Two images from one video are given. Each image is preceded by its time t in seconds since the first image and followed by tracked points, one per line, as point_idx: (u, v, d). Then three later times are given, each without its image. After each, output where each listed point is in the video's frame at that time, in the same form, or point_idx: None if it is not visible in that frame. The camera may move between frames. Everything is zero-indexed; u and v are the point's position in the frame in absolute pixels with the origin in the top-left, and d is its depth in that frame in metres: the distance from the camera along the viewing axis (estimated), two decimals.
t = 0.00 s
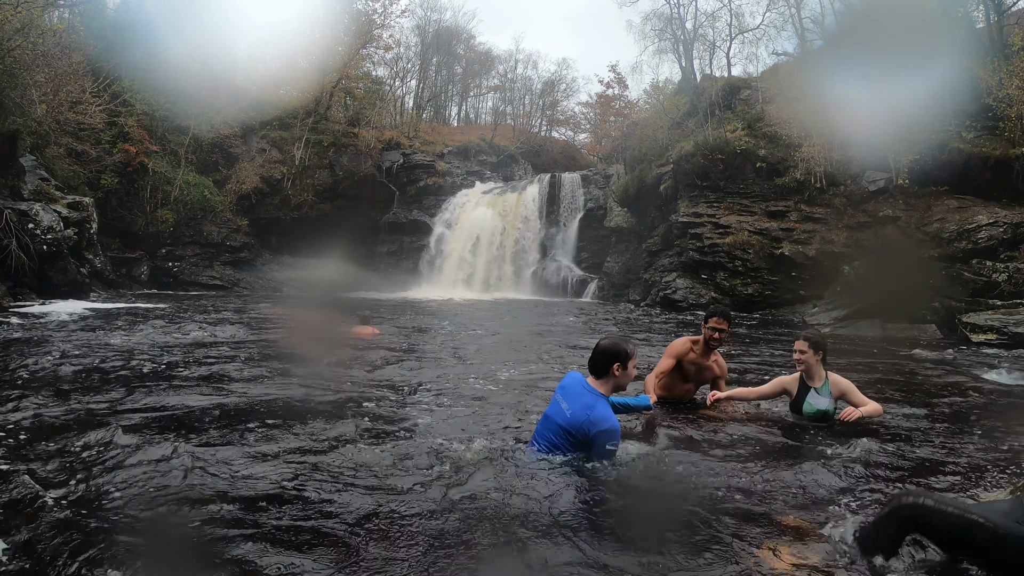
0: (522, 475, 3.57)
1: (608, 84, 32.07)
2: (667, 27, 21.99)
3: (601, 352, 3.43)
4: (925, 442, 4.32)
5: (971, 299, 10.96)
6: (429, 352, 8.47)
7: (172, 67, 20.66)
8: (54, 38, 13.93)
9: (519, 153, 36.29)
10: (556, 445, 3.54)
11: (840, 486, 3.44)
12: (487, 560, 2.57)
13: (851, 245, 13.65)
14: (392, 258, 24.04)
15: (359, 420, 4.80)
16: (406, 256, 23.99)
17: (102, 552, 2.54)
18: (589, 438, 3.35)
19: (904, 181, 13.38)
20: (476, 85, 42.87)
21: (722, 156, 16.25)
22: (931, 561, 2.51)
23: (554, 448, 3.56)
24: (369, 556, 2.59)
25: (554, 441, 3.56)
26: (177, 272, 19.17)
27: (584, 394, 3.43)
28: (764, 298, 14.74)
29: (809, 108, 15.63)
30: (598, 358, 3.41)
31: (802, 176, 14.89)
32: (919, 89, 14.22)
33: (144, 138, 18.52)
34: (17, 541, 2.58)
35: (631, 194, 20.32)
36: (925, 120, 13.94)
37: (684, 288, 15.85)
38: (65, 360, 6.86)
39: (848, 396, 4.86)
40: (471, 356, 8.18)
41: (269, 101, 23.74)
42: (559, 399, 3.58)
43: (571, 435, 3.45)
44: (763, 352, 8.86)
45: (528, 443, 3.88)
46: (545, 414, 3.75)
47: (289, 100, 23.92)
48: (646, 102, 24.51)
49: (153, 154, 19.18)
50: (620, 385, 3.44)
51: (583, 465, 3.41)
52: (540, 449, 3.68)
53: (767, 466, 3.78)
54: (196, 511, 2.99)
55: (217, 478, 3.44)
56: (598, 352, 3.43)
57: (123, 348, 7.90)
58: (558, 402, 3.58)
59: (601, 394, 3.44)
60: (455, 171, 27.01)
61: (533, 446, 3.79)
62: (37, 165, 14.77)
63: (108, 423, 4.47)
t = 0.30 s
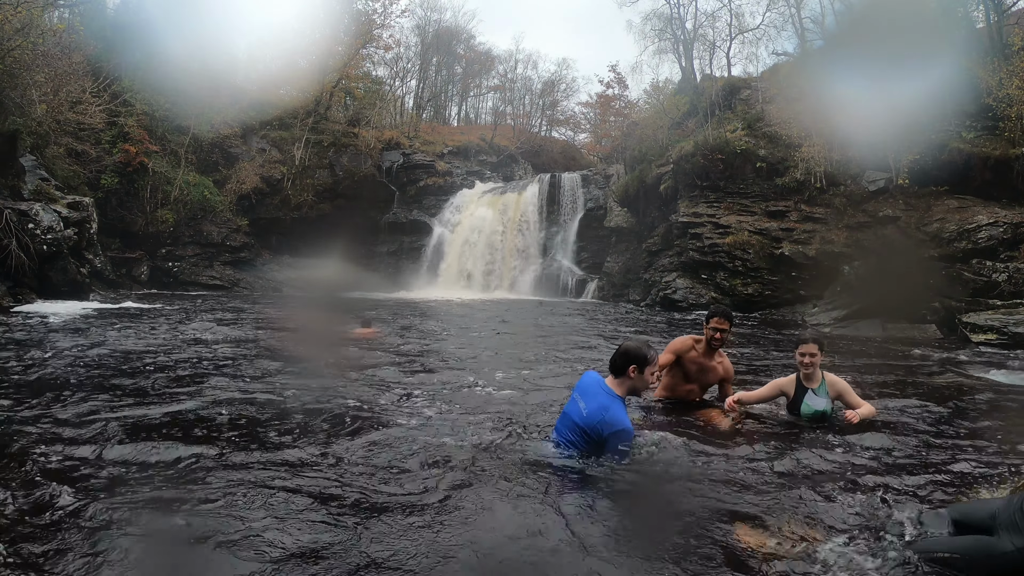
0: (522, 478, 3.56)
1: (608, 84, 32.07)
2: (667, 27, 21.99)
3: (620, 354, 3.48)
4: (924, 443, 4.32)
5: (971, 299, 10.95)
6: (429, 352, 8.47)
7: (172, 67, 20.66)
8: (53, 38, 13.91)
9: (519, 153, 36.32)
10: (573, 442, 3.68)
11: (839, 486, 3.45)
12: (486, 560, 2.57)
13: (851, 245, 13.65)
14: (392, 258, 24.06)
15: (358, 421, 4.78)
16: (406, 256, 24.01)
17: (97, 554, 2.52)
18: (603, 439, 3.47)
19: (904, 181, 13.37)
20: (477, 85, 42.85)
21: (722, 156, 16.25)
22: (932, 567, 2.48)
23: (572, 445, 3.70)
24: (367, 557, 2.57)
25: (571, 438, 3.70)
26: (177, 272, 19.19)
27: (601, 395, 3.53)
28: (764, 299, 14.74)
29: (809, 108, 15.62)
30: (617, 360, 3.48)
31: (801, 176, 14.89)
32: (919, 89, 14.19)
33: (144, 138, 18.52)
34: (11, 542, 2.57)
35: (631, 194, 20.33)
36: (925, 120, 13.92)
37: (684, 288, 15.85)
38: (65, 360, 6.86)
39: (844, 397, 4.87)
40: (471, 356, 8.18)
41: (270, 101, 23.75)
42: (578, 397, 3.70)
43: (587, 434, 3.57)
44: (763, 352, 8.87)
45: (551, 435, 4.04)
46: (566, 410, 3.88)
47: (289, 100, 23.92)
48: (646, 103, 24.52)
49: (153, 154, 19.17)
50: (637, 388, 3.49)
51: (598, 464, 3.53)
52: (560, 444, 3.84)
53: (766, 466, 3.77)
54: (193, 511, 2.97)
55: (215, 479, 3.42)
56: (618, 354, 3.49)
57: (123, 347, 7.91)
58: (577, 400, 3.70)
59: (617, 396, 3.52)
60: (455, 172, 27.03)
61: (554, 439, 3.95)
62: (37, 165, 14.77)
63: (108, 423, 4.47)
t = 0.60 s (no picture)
0: (523, 477, 3.56)
1: (607, 84, 32.04)
2: (667, 27, 21.98)
3: (628, 345, 3.88)
4: (925, 442, 4.32)
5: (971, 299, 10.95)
6: (429, 352, 8.47)
7: (172, 67, 20.67)
8: (53, 38, 13.90)
9: (519, 153, 36.32)
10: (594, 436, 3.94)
11: (840, 485, 3.45)
12: (489, 558, 2.58)
13: (851, 245, 13.65)
14: (392, 258, 24.07)
15: (359, 421, 4.77)
16: (406, 256, 24.01)
17: (97, 554, 2.51)
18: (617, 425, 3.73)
19: (904, 181, 13.37)
20: (476, 85, 42.80)
21: (722, 156, 16.26)
22: (934, 567, 2.46)
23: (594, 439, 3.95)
24: (368, 557, 2.56)
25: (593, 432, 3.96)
26: (177, 272, 19.20)
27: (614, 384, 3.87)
28: (764, 298, 14.75)
29: (809, 108, 15.63)
30: (626, 350, 3.87)
31: (802, 176, 14.89)
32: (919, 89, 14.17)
33: (144, 138, 18.52)
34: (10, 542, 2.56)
35: (631, 194, 20.33)
36: (925, 120, 13.92)
37: (684, 288, 15.86)
38: (65, 360, 6.86)
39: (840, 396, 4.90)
40: (472, 356, 8.18)
41: (270, 101, 23.75)
42: (595, 393, 4.03)
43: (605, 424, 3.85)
44: (764, 351, 8.87)
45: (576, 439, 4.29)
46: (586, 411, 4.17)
47: (289, 100, 23.92)
48: (646, 102, 24.51)
49: (153, 154, 19.17)
50: (647, 376, 3.83)
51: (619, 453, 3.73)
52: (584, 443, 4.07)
53: (767, 465, 3.77)
54: (193, 512, 2.96)
55: (217, 479, 3.41)
56: (626, 345, 3.89)
57: (124, 347, 7.91)
58: (594, 395, 4.02)
59: (630, 383, 3.89)
60: (454, 172, 27.03)
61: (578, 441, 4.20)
62: (37, 165, 14.77)
63: (108, 423, 4.46)
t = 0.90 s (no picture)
0: (523, 477, 3.56)
1: (607, 84, 32.01)
2: (667, 27, 21.96)
3: (651, 342, 4.00)
4: (925, 442, 4.31)
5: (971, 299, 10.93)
6: (429, 352, 8.47)
7: (172, 67, 20.68)
8: (53, 38, 13.90)
9: (519, 153, 36.31)
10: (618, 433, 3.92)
11: (840, 484, 3.44)
12: (490, 558, 2.57)
13: (851, 245, 13.63)
14: (392, 258, 24.09)
15: (358, 421, 4.77)
16: (406, 256, 24.02)
17: (99, 553, 2.52)
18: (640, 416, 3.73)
19: (904, 181, 13.35)
20: (476, 85, 42.77)
21: (722, 156, 16.30)
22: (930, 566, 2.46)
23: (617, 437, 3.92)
24: (369, 557, 2.56)
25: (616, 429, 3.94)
26: (177, 272, 19.21)
27: (638, 379, 3.92)
28: (764, 299, 14.75)
29: (809, 108, 15.63)
30: (649, 347, 3.98)
31: (802, 176, 14.90)
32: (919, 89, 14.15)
33: (144, 138, 18.53)
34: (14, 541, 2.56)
35: (631, 194, 20.32)
36: (925, 120, 13.90)
37: (684, 288, 15.86)
38: (65, 360, 6.86)
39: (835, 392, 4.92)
40: (472, 356, 8.18)
41: (270, 101, 23.75)
42: (618, 391, 4.06)
43: (628, 418, 3.85)
44: (764, 351, 8.86)
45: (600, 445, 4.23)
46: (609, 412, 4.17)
47: (289, 100, 23.92)
48: (646, 102, 24.49)
49: (153, 154, 19.18)
50: (668, 373, 3.96)
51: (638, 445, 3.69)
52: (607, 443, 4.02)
53: (766, 464, 3.77)
54: (193, 512, 2.96)
55: (219, 478, 3.42)
56: (649, 342, 4.01)
57: (124, 347, 7.92)
58: (617, 394, 4.05)
59: (651, 381, 3.97)
60: (455, 172, 27.01)
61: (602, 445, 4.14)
62: (37, 165, 14.78)
63: (108, 422, 4.46)
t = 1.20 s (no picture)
0: (522, 477, 3.57)
1: (607, 84, 32.03)
2: (667, 27, 21.96)
3: (676, 324, 4.02)
4: (925, 442, 4.30)
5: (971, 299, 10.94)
6: (429, 351, 8.46)
7: (172, 67, 20.69)
8: (53, 38, 13.89)
9: (519, 153, 36.31)
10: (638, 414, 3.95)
11: (839, 485, 3.44)
12: (491, 558, 2.57)
13: (851, 245, 13.64)
14: (392, 258, 24.10)
15: (358, 420, 4.77)
16: (406, 256, 24.03)
17: (99, 553, 2.52)
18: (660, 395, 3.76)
19: (904, 181, 13.35)
20: (477, 85, 42.74)
21: (722, 157, 16.31)
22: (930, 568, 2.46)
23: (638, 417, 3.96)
24: (368, 557, 2.56)
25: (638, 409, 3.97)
26: (177, 272, 19.22)
27: (659, 360, 3.95)
28: (764, 299, 14.76)
29: (809, 108, 15.64)
30: (672, 328, 4.00)
31: (801, 176, 14.92)
32: (919, 89, 14.14)
33: (144, 138, 18.52)
34: (12, 543, 2.56)
35: (631, 194, 20.33)
36: (925, 120, 13.88)
37: (684, 288, 15.89)
38: (66, 360, 6.87)
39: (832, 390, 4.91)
40: (472, 356, 8.19)
41: (270, 101, 23.75)
42: (638, 372, 4.09)
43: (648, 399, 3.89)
44: (764, 351, 8.87)
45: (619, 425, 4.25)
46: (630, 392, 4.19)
47: (289, 100, 23.92)
48: (646, 102, 24.50)
49: (153, 154, 19.17)
50: (691, 355, 3.97)
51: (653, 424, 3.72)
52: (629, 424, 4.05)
53: (766, 464, 3.77)
54: (194, 513, 2.95)
55: (221, 478, 3.42)
56: (674, 324, 4.03)
57: (125, 348, 7.92)
58: (638, 374, 4.07)
59: (674, 363, 3.97)
60: (455, 172, 27.00)
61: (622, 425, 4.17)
62: (37, 165, 14.78)
63: (107, 422, 4.46)
